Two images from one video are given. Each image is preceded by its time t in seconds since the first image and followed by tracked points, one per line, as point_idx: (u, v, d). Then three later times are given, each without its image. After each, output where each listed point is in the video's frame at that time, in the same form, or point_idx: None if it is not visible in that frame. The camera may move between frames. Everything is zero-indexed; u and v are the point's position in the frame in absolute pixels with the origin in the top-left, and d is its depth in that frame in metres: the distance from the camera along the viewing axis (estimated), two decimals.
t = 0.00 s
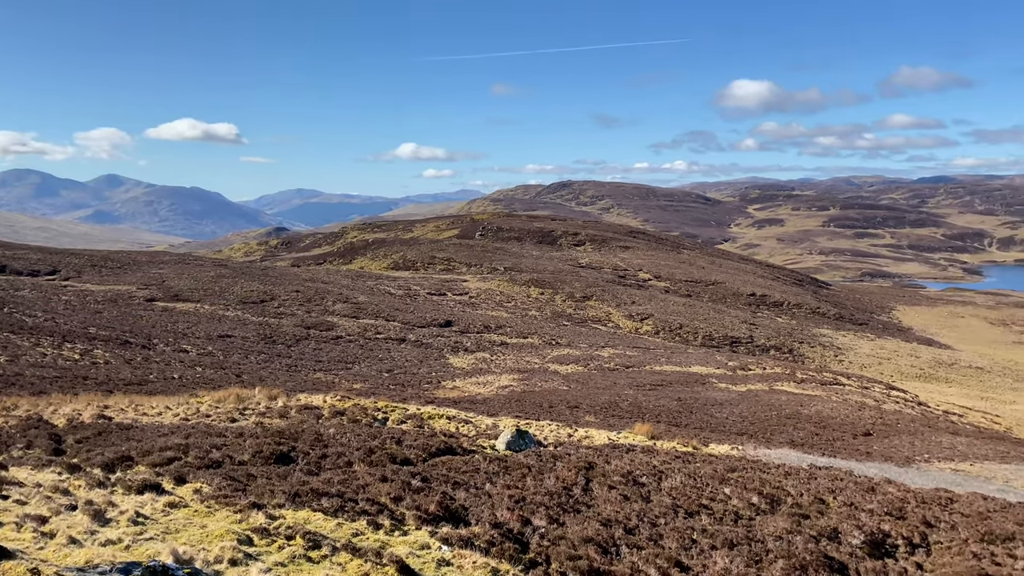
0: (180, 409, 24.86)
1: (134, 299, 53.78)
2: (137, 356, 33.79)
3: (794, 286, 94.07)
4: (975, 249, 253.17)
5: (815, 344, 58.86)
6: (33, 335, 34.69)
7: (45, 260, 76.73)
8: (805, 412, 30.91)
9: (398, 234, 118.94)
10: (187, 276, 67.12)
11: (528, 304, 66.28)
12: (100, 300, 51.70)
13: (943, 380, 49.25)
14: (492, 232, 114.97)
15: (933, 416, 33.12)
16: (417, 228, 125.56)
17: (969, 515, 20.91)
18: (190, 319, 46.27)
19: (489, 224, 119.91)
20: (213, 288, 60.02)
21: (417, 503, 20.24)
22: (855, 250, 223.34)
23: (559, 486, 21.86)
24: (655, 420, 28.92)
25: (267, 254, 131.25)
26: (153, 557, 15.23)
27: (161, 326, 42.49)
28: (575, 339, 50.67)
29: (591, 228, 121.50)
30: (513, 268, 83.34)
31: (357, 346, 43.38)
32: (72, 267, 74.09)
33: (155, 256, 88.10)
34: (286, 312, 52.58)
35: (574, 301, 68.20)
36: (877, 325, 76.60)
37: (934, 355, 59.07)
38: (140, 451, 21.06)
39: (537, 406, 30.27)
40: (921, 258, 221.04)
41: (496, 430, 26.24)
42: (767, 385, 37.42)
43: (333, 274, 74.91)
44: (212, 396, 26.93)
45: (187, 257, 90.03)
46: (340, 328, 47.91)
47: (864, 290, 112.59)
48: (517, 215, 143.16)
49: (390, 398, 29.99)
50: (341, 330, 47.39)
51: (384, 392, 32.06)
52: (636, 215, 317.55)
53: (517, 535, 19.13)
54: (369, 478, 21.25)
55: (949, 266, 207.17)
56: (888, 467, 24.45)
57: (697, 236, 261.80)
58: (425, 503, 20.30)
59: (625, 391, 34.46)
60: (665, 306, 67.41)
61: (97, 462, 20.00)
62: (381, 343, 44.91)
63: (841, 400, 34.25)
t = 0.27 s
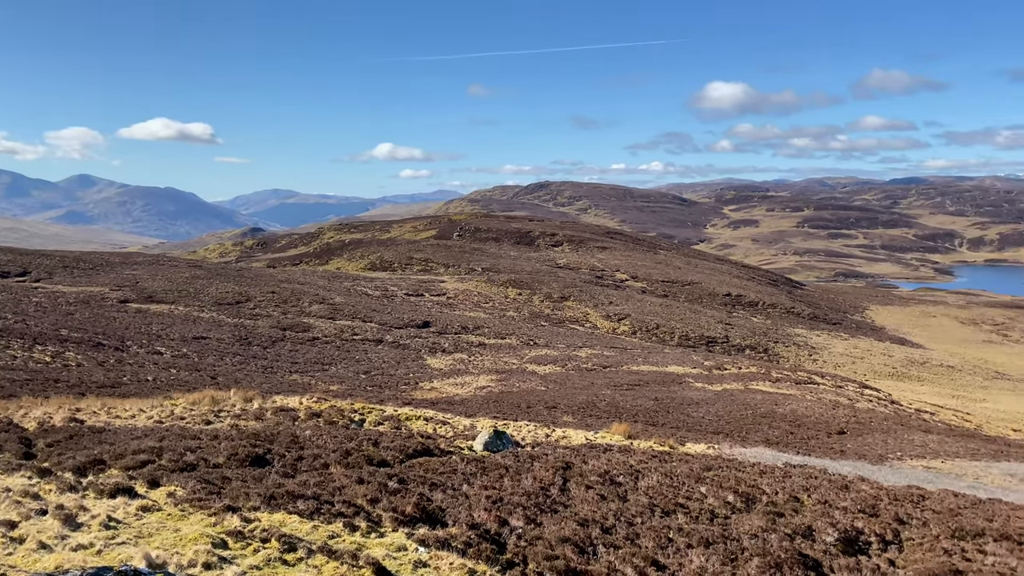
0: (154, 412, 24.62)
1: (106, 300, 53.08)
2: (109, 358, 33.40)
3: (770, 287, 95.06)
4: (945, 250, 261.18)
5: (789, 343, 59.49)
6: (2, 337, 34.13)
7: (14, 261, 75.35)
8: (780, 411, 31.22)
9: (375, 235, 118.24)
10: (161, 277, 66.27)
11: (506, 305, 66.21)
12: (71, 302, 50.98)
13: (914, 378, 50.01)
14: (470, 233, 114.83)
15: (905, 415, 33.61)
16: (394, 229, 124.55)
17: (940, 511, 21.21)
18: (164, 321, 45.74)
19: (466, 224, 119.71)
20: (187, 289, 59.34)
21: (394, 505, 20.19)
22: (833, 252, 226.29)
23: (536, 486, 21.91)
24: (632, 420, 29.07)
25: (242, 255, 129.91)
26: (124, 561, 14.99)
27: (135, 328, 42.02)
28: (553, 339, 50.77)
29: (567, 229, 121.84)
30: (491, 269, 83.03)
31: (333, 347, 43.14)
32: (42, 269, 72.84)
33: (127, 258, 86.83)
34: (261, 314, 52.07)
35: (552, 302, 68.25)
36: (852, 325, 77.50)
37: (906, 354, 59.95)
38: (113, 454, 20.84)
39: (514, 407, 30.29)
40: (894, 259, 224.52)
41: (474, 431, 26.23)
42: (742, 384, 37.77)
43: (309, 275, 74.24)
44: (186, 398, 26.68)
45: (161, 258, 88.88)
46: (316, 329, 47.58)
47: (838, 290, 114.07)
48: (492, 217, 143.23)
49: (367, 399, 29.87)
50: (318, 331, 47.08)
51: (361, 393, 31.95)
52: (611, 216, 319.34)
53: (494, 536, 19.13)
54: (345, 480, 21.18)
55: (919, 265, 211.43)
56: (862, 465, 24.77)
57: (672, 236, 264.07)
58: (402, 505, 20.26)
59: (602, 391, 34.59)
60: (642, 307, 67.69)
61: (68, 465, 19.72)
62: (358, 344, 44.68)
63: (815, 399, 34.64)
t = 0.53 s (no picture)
0: (128, 415, 24.37)
1: (78, 302, 52.35)
2: (82, 360, 32.99)
3: (746, 287, 95.98)
4: (917, 250, 266.67)
5: (765, 343, 60.08)
6: None
7: None
8: (757, 410, 31.50)
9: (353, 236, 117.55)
10: (135, 278, 65.39)
11: (484, 306, 66.09)
12: (42, 304, 50.20)
13: (888, 377, 50.68)
14: (448, 233, 114.60)
15: (879, 413, 34.06)
16: (371, 231, 123.70)
17: (913, 508, 21.48)
18: (138, 323, 45.19)
19: (444, 225, 119.80)
20: (162, 291, 58.61)
21: (371, 507, 20.10)
22: (811, 253, 228.95)
23: (514, 487, 21.92)
24: (610, 420, 29.18)
25: (218, 256, 128.50)
26: (95, 566, 14.73)
27: (109, 330, 41.49)
28: (531, 340, 50.86)
29: (546, 230, 122.08)
30: (470, 270, 82.70)
31: (310, 348, 42.86)
32: (11, 270, 71.47)
33: (100, 259, 85.56)
34: (237, 315, 51.56)
35: (530, 302, 68.28)
36: (827, 325, 78.35)
37: (880, 353, 60.77)
38: (85, 458, 20.58)
39: (493, 408, 30.28)
40: (869, 259, 227.49)
41: (452, 432, 26.19)
42: (719, 383, 38.05)
43: (286, 276, 73.62)
44: (160, 401, 26.41)
45: (135, 260, 87.65)
46: (293, 331, 47.23)
47: (813, 290, 115.47)
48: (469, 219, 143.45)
49: (344, 401, 29.73)
50: (295, 333, 46.73)
51: (338, 395, 31.81)
52: (587, 218, 320.84)
53: (472, 537, 19.08)
54: (322, 483, 21.07)
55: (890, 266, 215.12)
56: (837, 463, 25.06)
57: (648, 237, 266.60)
58: (379, 507, 20.19)
59: (580, 391, 34.69)
60: (620, 307, 67.95)
61: (40, 470, 19.45)
62: (336, 345, 44.43)
63: (791, 398, 35.00)
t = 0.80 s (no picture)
0: (101, 418, 24.09)
1: (50, 304, 51.53)
2: (55, 363, 32.53)
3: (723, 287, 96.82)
4: (890, 252, 271.36)
5: (742, 343, 60.61)
6: None
7: None
8: (734, 410, 31.76)
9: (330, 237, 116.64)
10: (108, 280, 64.48)
11: (463, 307, 65.91)
12: (12, 306, 49.34)
13: (863, 376, 51.33)
14: (426, 234, 114.08)
15: (854, 412, 34.52)
16: (348, 232, 123.11)
17: (887, 506, 21.74)
18: (112, 325, 44.59)
19: (423, 225, 119.56)
20: (137, 293, 57.85)
21: (349, 510, 20.01)
22: (788, 254, 231.83)
23: (493, 488, 21.92)
24: (589, 420, 29.28)
25: (194, 257, 126.95)
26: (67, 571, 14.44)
27: (82, 333, 40.93)
28: (510, 341, 50.91)
29: (525, 231, 122.19)
30: (449, 270, 82.21)
31: (287, 350, 42.56)
32: None
33: (73, 261, 84.13)
34: (213, 317, 51.05)
35: (509, 303, 68.26)
36: (802, 325, 79.13)
37: (855, 353, 61.55)
38: (57, 463, 20.30)
39: (472, 409, 30.25)
40: (844, 261, 230.12)
41: (430, 434, 26.13)
42: (697, 383, 38.31)
43: (263, 278, 72.95)
44: (135, 404, 26.12)
45: (109, 262, 86.33)
46: (270, 332, 46.86)
47: (788, 291, 116.74)
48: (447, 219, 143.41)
49: (322, 403, 29.57)
50: (272, 335, 46.36)
51: (315, 397, 31.66)
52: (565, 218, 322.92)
53: (450, 539, 19.03)
54: (298, 486, 20.95)
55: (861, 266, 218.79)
56: (813, 462, 25.32)
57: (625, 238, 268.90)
58: (357, 509, 20.10)
59: (559, 392, 34.77)
60: (599, 308, 68.18)
61: (11, 474, 19.13)
62: (313, 347, 44.15)
63: (768, 397, 35.35)
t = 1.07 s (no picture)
0: (74, 422, 23.75)
1: (21, 307, 50.63)
2: (26, 367, 32.01)
3: (699, 288, 97.53)
4: (865, 252, 275.86)
5: (719, 343, 61.10)
6: None
7: None
8: (711, 409, 31.99)
9: (308, 238, 115.57)
10: (81, 282, 63.45)
11: (442, 308, 65.70)
12: None
13: (838, 376, 51.89)
14: (404, 235, 113.23)
15: (830, 411, 34.93)
16: (327, 233, 122.19)
17: (862, 504, 21.97)
18: (85, 327, 43.95)
19: (401, 226, 118.92)
20: (110, 295, 57.00)
21: (326, 513, 19.90)
22: (766, 254, 234.29)
23: (471, 490, 21.90)
24: (568, 421, 29.35)
25: (169, 259, 125.32)
26: None
27: (54, 336, 40.29)
28: (489, 342, 50.92)
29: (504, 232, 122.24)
30: (427, 272, 81.81)
31: (264, 352, 42.23)
32: None
33: (44, 263, 82.67)
34: (189, 319, 50.47)
35: (488, 304, 68.17)
36: (778, 324, 79.83)
37: (830, 352, 62.22)
38: (29, 467, 19.98)
39: (451, 410, 30.19)
40: (819, 261, 232.41)
41: (408, 436, 26.05)
42: (675, 383, 38.51)
43: (239, 279, 72.16)
44: (108, 407, 25.79)
45: (82, 263, 84.87)
46: (246, 335, 46.44)
47: (764, 291, 117.86)
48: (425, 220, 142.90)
49: (299, 405, 29.38)
50: (248, 337, 45.94)
51: (292, 399, 31.47)
52: (543, 219, 324.03)
53: (428, 540, 18.96)
54: (275, 489, 20.81)
55: (833, 266, 222.21)
56: (790, 461, 25.57)
57: (603, 238, 270.59)
58: (334, 512, 20.00)
59: (538, 393, 34.83)
60: (578, 308, 68.37)
61: None
62: (290, 349, 43.84)
63: (745, 397, 35.65)
